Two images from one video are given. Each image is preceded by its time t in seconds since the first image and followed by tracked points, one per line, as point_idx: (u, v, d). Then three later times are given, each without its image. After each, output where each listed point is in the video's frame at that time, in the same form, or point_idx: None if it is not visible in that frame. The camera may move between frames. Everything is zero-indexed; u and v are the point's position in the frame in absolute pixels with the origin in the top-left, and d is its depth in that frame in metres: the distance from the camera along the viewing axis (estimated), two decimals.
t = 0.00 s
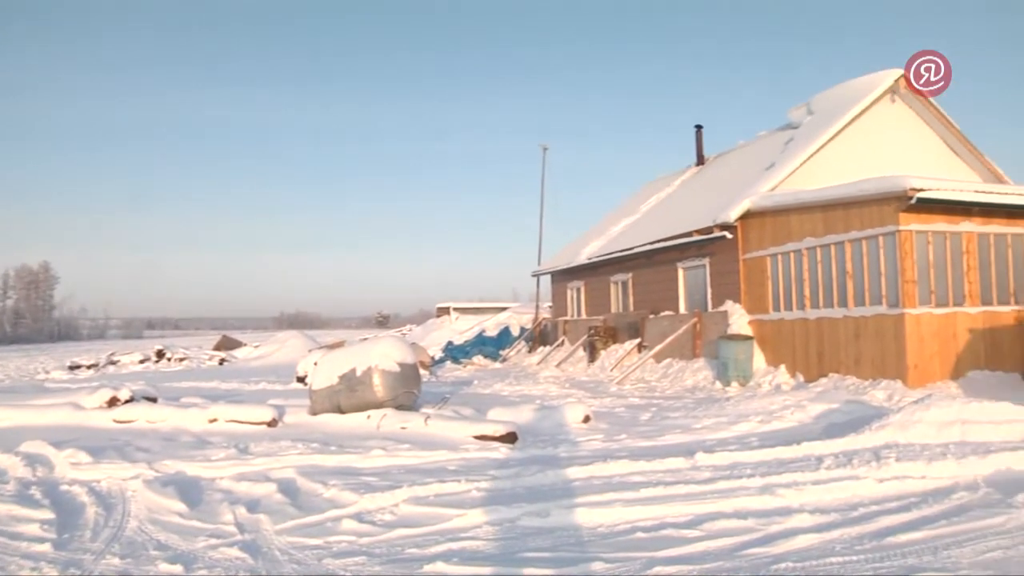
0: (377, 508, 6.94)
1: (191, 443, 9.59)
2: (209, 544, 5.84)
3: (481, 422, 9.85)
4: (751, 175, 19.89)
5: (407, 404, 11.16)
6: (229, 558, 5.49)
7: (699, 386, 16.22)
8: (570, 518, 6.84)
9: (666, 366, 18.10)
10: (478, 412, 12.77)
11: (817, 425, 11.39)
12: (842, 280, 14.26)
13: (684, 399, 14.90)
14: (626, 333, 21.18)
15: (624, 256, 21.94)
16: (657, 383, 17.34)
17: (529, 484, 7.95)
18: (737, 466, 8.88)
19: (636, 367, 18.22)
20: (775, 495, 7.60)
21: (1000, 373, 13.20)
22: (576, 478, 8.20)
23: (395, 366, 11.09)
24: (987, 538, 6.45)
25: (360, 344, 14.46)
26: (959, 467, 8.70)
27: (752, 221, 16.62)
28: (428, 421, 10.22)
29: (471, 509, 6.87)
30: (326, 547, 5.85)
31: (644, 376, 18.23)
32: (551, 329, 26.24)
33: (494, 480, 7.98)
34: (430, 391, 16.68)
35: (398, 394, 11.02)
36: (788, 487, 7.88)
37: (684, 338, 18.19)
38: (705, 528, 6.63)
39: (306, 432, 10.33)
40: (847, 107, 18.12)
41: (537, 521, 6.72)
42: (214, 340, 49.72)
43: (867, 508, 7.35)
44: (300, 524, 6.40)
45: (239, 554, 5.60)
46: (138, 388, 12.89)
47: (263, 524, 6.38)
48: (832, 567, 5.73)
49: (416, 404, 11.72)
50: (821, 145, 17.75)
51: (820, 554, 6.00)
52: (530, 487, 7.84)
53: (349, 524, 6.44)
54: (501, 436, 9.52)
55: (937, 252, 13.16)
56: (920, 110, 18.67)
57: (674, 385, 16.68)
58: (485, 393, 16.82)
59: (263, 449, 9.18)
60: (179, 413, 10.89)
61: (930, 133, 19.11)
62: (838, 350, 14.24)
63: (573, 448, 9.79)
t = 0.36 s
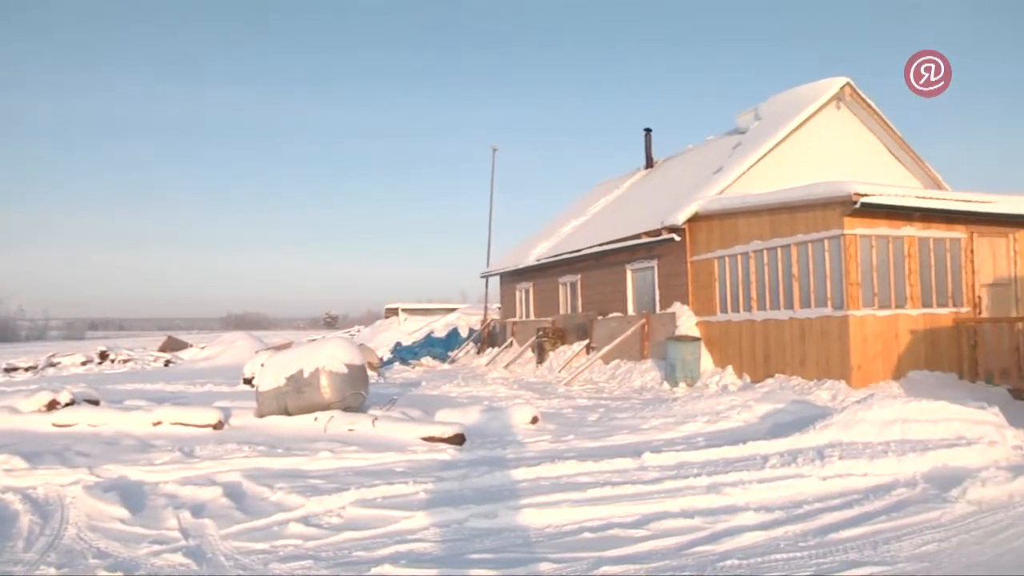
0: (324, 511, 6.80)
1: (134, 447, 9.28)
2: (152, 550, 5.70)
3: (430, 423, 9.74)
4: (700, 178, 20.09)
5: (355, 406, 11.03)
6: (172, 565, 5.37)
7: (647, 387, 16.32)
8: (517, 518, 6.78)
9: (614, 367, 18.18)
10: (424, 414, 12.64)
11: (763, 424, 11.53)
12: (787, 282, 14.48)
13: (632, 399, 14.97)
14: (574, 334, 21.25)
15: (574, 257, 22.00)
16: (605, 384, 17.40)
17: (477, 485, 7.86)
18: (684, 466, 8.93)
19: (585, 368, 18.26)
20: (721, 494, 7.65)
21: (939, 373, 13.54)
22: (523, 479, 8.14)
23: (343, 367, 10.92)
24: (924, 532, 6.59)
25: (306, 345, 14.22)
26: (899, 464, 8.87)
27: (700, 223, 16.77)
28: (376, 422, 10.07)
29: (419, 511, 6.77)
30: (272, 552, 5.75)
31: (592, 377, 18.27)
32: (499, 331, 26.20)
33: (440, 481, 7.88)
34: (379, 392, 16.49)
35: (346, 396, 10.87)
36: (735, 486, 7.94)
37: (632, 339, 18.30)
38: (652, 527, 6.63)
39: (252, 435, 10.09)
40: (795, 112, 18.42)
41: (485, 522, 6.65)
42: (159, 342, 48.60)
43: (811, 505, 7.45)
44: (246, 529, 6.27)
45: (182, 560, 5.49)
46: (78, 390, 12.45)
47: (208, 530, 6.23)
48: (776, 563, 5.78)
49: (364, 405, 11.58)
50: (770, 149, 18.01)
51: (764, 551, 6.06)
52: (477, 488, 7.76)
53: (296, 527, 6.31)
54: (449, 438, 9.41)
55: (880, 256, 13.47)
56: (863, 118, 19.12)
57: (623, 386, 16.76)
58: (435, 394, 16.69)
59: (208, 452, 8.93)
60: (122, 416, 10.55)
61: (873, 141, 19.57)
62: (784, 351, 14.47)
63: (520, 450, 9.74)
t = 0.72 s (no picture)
0: (277, 514, 6.65)
1: (83, 451, 8.99)
2: (99, 557, 5.55)
3: (386, 424, 9.61)
4: (657, 179, 20.21)
5: (310, 408, 10.85)
6: (120, 572, 5.24)
7: (603, 387, 16.36)
8: (472, 519, 6.71)
9: (569, 368, 18.20)
10: (379, 415, 12.50)
11: (717, 424, 11.62)
12: (741, 283, 14.63)
13: (588, 400, 14.99)
14: (530, 334, 21.24)
15: (529, 258, 21.99)
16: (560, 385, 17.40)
17: (432, 487, 7.76)
18: (638, 466, 8.94)
19: (540, 368, 18.24)
20: (675, 493, 7.66)
21: (888, 373, 13.80)
22: (478, 480, 8.06)
23: (298, 368, 10.73)
24: (873, 528, 6.68)
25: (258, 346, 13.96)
26: (850, 462, 9.00)
27: (655, 225, 16.88)
28: (331, 424, 9.91)
29: (374, 513, 6.65)
30: (224, 556, 5.63)
31: (547, 377, 18.27)
32: (454, 331, 26.09)
33: (394, 482, 7.76)
34: (335, 393, 16.26)
35: (301, 397, 10.68)
36: (689, 485, 7.97)
37: (587, 340, 18.35)
38: (606, 527, 6.61)
39: (204, 437, 9.86)
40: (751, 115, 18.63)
41: (440, 523, 6.56)
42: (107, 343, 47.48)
43: (764, 503, 7.50)
44: (197, 533, 6.12)
45: (132, 567, 5.36)
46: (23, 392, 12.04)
47: (159, 535, 6.07)
48: (729, 561, 5.80)
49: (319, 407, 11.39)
50: (726, 151, 18.17)
51: (718, 549, 6.09)
52: (432, 489, 7.67)
53: (249, 531, 6.17)
54: (404, 439, 9.29)
55: (833, 257, 13.67)
56: (818, 122, 19.42)
57: (578, 387, 16.78)
58: (391, 395, 16.52)
59: (160, 455, 8.69)
60: (71, 418, 10.21)
61: (825, 145, 19.89)
62: (739, 351, 14.61)
63: (475, 450, 9.66)
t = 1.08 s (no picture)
0: (231, 517, 6.50)
1: (29, 455, 8.70)
2: (46, 565, 5.39)
3: (342, 426, 9.48)
4: (615, 180, 20.34)
5: (265, 409, 10.66)
6: None
7: (560, 388, 16.38)
8: (428, 521, 6.63)
9: (526, 368, 18.19)
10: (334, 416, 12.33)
11: (672, 424, 11.69)
12: (698, 285, 14.76)
13: (544, 401, 14.97)
14: (487, 335, 21.20)
15: (487, 259, 21.95)
16: (517, 385, 17.37)
17: (388, 488, 7.66)
18: (594, 466, 8.94)
19: (496, 369, 18.20)
20: (631, 493, 7.67)
21: (840, 372, 14.05)
22: (434, 481, 7.98)
23: (253, 370, 10.56)
24: (826, 524, 6.77)
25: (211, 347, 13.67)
26: (803, 461, 9.12)
27: (612, 226, 16.97)
28: (286, 425, 9.76)
29: (329, 515, 6.54)
30: (177, 561, 5.49)
31: (505, 378, 18.24)
32: (411, 331, 25.93)
33: (350, 484, 7.64)
34: (291, 395, 16.01)
35: (256, 399, 10.51)
36: (645, 484, 8.00)
37: (545, 340, 18.37)
38: (563, 527, 6.59)
39: (156, 439, 9.61)
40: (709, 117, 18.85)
41: (396, 525, 6.48)
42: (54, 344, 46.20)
43: (719, 502, 7.56)
44: (149, 539, 5.95)
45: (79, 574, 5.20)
46: None
47: (108, 541, 5.90)
48: (684, 559, 5.81)
49: (275, 409, 11.22)
50: (684, 152, 18.37)
51: (674, 547, 6.11)
52: (388, 491, 7.57)
53: (202, 535, 6.01)
54: (360, 440, 9.17)
55: (788, 260, 13.86)
56: (773, 125, 19.74)
57: (535, 387, 16.77)
58: (347, 397, 16.33)
59: (110, 458, 8.45)
60: (17, 422, 9.85)
61: (781, 148, 20.22)
62: (695, 352, 14.74)
63: (431, 451, 9.58)
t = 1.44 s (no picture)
0: (190, 521, 6.36)
1: None
2: None
3: (303, 427, 9.36)
4: (579, 181, 20.40)
5: (225, 411, 10.50)
6: None
7: (522, 389, 16.37)
8: (390, 522, 6.55)
9: (489, 369, 18.15)
10: (296, 417, 12.18)
11: (635, 424, 11.75)
12: (660, 286, 14.86)
13: (507, 401, 14.96)
14: (449, 336, 21.12)
15: (449, 259, 21.86)
16: (480, 386, 17.33)
17: (349, 490, 7.57)
18: (556, 466, 8.93)
19: (459, 370, 18.14)
20: (592, 493, 7.67)
21: (800, 373, 14.24)
22: (395, 482, 7.91)
23: (212, 371, 10.40)
24: (785, 523, 6.84)
25: (170, 347, 13.42)
26: (764, 461, 9.22)
27: (575, 227, 17.01)
28: (247, 427, 9.64)
29: (290, 518, 6.44)
30: (133, 567, 5.37)
31: (467, 378, 18.19)
32: (373, 332, 25.74)
33: (310, 486, 7.53)
34: (252, 396, 15.79)
35: (216, 400, 10.34)
36: (607, 484, 8.01)
37: (507, 341, 18.36)
38: (525, 527, 6.57)
39: (112, 442, 9.40)
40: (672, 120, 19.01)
41: (357, 527, 6.39)
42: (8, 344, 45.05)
43: (680, 501, 7.60)
44: (105, 544, 5.81)
45: None
46: None
47: (62, 548, 5.74)
48: (645, 558, 5.83)
49: (235, 411, 11.06)
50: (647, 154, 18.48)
51: (636, 547, 6.12)
52: (349, 492, 7.47)
53: (161, 539, 5.88)
54: (321, 441, 9.06)
55: (749, 262, 14.01)
56: (735, 128, 19.96)
57: (497, 388, 16.75)
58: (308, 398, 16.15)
59: (65, 462, 8.24)
60: None
61: (742, 150, 20.46)
62: (657, 353, 14.83)
63: (394, 453, 9.50)
